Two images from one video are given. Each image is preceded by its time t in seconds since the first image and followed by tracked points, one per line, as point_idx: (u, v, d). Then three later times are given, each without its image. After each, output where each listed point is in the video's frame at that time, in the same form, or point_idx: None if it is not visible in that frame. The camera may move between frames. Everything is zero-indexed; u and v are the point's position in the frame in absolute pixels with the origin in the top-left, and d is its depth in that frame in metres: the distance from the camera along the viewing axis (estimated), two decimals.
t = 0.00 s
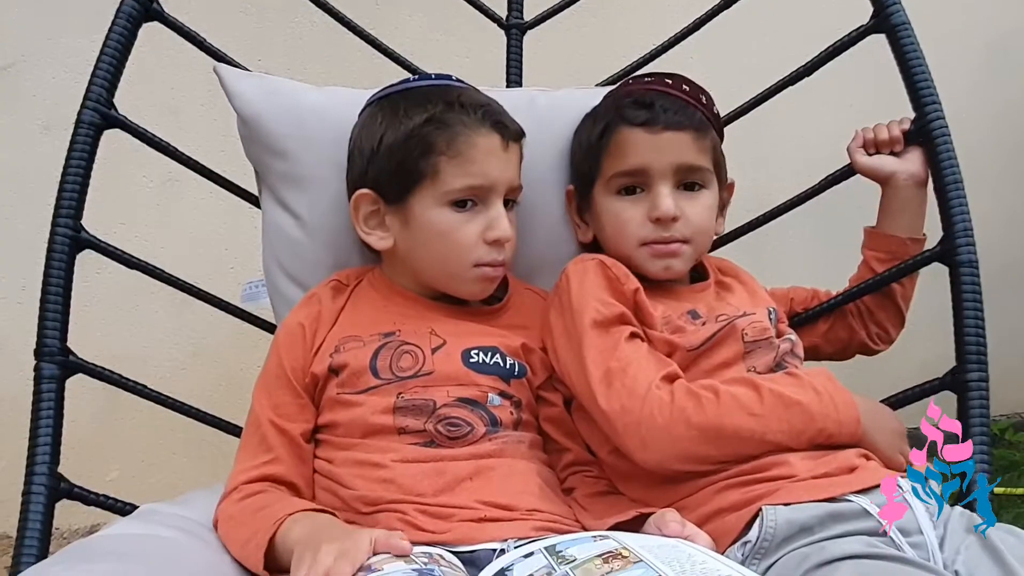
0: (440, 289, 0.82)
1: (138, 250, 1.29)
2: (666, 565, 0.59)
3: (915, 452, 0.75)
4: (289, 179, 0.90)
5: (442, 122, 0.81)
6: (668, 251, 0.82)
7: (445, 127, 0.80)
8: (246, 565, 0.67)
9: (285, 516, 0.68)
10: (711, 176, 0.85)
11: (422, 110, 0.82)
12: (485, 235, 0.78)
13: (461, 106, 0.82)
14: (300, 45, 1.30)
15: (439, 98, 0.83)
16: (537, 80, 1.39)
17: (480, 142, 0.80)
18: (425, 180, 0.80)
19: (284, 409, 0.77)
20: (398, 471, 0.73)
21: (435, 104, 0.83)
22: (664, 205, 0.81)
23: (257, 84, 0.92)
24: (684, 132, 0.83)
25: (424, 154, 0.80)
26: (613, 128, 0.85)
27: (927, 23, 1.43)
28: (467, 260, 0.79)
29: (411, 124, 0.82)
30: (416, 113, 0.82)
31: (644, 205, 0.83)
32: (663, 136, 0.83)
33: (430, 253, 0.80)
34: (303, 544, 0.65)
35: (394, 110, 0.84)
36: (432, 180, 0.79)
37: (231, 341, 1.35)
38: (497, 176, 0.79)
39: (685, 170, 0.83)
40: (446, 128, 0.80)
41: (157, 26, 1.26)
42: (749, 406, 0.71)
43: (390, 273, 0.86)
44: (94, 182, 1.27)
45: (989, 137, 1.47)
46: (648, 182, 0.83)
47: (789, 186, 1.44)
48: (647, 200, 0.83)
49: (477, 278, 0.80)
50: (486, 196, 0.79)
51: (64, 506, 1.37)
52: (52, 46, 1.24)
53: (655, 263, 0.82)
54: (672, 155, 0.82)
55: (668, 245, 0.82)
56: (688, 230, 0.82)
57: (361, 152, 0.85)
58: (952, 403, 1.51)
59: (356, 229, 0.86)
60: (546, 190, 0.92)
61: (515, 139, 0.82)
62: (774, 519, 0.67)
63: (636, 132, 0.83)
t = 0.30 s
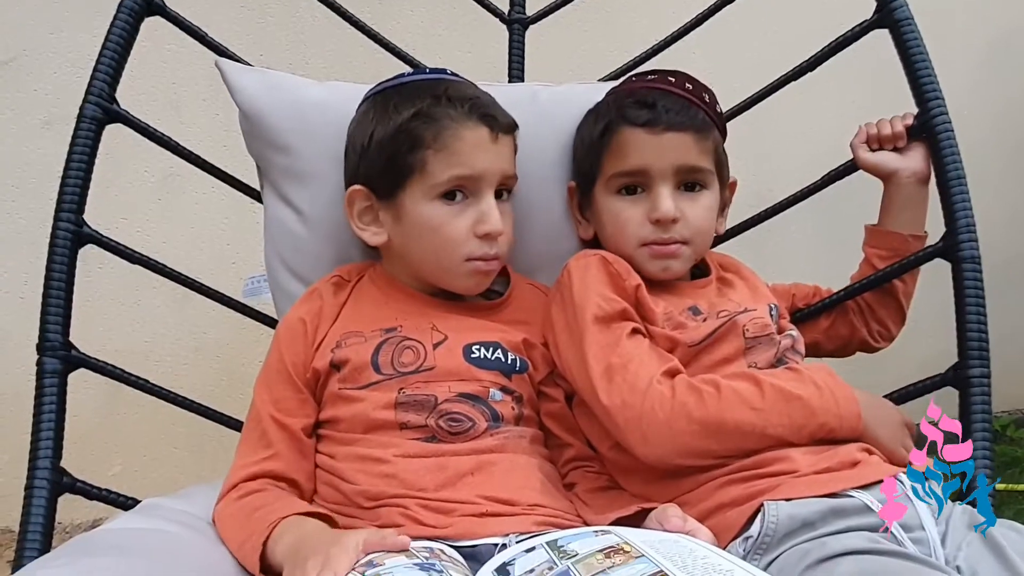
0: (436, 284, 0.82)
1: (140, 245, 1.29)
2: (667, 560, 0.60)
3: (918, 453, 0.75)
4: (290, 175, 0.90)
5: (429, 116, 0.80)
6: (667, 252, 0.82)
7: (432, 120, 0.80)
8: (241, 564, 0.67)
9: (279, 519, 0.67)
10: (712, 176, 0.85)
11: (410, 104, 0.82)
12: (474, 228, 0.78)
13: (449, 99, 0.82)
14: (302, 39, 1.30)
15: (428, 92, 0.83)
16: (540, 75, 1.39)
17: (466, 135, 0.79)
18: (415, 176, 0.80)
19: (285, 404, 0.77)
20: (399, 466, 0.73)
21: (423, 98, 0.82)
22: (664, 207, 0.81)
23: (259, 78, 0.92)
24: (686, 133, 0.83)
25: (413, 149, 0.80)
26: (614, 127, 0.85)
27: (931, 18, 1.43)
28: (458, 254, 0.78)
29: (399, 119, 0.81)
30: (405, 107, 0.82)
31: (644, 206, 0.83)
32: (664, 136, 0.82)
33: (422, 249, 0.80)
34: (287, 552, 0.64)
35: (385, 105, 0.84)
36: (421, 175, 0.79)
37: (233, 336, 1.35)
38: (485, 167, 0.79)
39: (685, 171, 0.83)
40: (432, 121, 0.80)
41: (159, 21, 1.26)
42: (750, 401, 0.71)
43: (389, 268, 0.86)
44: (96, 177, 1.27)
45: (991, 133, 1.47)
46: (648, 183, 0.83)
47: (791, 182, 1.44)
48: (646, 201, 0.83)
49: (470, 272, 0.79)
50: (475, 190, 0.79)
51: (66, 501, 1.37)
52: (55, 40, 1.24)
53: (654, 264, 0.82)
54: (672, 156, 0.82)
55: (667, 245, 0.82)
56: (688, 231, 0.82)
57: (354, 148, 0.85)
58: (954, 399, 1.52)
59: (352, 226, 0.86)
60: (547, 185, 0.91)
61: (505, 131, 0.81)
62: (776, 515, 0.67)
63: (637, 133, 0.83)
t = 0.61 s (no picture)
0: (429, 282, 0.82)
1: (141, 241, 1.29)
2: (668, 557, 0.60)
3: (919, 454, 0.74)
4: (291, 172, 0.90)
5: (411, 114, 0.80)
6: (667, 251, 0.82)
7: (413, 119, 0.80)
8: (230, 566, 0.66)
9: (265, 534, 0.66)
10: (712, 175, 0.84)
11: (394, 103, 0.82)
12: (460, 226, 0.78)
13: (431, 95, 0.81)
14: (303, 36, 1.30)
15: (412, 89, 0.83)
16: (541, 72, 1.39)
17: (447, 132, 0.79)
18: (400, 175, 0.80)
19: (285, 401, 0.77)
20: (399, 463, 0.73)
21: (406, 96, 0.82)
22: (664, 206, 0.81)
23: (260, 75, 0.92)
24: (687, 132, 0.83)
25: (397, 148, 0.80)
26: (614, 126, 0.84)
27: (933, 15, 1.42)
28: (446, 252, 0.78)
29: (384, 118, 0.81)
30: (389, 106, 0.82)
31: (644, 205, 0.83)
32: (664, 136, 0.82)
33: (411, 248, 0.80)
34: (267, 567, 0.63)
35: (371, 103, 0.84)
36: (406, 174, 0.79)
37: (234, 333, 1.35)
38: (467, 163, 0.78)
39: (685, 170, 0.83)
40: (413, 120, 0.79)
41: (160, 17, 1.26)
42: (750, 398, 0.71)
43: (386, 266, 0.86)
44: (97, 173, 1.27)
45: (993, 130, 1.47)
46: (648, 182, 0.83)
47: (792, 178, 1.44)
48: (646, 200, 0.83)
49: (459, 270, 0.79)
50: (459, 187, 0.79)
51: (68, 497, 1.37)
52: (55, 37, 1.24)
53: (654, 263, 0.82)
54: (672, 156, 0.82)
55: (667, 245, 0.82)
56: (687, 230, 0.82)
57: (345, 148, 0.85)
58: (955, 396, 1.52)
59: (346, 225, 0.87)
60: (548, 182, 0.91)
61: (490, 126, 0.80)
62: (777, 511, 0.67)
63: (637, 132, 0.83)
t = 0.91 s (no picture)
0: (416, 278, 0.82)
1: (140, 236, 1.29)
2: (665, 550, 0.59)
3: (917, 452, 0.74)
4: (290, 166, 0.90)
5: (402, 108, 0.80)
6: (666, 247, 0.82)
7: (403, 113, 0.79)
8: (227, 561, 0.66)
9: (262, 529, 0.66)
10: (712, 171, 0.84)
11: (389, 96, 0.82)
12: (441, 225, 0.77)
13: (424, 90, 0.81)
14: (303, 30, 1.30)
15: (408, 82, 0.82)
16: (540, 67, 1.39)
17: (434, 129, 0.78)
18: (388, 170, 0.80)
19: (282, 393, 0.77)
20: (397, 455, 0.73)
21: (400, 90, 0.82)
22: (662, 202, 0.81)
23: (258, 69, 0.91)
24: (685, 127, 0.83)
25: (386, 142, 0.80)
26: (613, 121, 0.84)
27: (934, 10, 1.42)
28: (426, 251, 0.78)
29: (377, 110, 0.81)
30: (384, 99, 0.82)
31: (643, 200, 0.83)
32: (663, 130, 0.82)
33: (395, 243, 0.80)
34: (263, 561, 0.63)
35: (371, 95, 0.84)
36: (393, 169, 0.79)
37: (234, 328, 1.35)
38: (452, 161, 0.78)
39: (683, 166, 0.83)
40: (402, 115, 0.79)
41: (159, 12, 1.26)
42: (749, 392, 0.71)
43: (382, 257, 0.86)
44: (96, 168, 1.27)
45: (993, 125, 1.46)
46: (646, 178, 0.83)
47: (792, 174, 1.44)
48: (645, 196, 0.83)
49: (440, 269, 0.79)
50: (443, 185, 0.78)
51: (67, 491, 1.38)
52: (53, 31, 1.23)
53: (653, 259, 0.82)
54: (671, 151, 0.82)
55: (665, 241, 0.82)
56: (686, 226, 0.82)
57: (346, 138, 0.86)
58: (954, 391, 1.52)
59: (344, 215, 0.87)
60: (547, 175, 0.91)
61: (480, 125, 0.79)
62: (775, 505, 0.67)
63: (636, 127, 0.83)
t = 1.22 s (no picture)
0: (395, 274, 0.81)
1: (139, 233, 1.29)
2: (664, 547, 0.59)
3: (917, 452, 0.73)
4: (288, 163, 0.89)
5: (387, 100, 0.81)
6: (666, 245, 0.82)
7: (387, 106, 0.81)
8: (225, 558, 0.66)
9: (260, 527, 0.65)
10: (711, 167, 0.84)
11: (381, 88, 0.83)
12: (411, 219, 0.77)
13: (411, 84, 0.81)
14: (301, 26, 1.29)
15: (400, 76, 0.83)
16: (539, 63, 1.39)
17: (412, 122, 0.79)
18: (371, 161, 0.81)
19: (281, 390, 0.77)
20: (396, 452, 0.73)
21: (390, 83, 0.83)
22: (661, 199, 0.81)
23: (257, 65, 0.91)
24: (684, 124, 0.83)
25: (372, 132, 0.81)
26: (612, 118, 0.84)
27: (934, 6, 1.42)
28: (396, 244, 0.78)
29: (369, 102, 0.83)
30: (378, 91, 0.83)
31: (642, 197, 0.82)
32: (662, 128, 0.82)
33: (372, 235, 0.80)
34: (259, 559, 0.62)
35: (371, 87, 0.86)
36: (374, 160, 0.80)
37: (233, 325, 1.35)
38: (426, 156, 0.77)
39: (681, 163, 0.82)
40: (385, 107, 0.80)
41: (157, 9, 1.26)
42: (748, 389, 0.71)
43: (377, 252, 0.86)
44: (94, 165, 1.26)
45: (993, 122, 1.46)
46: (646, 175, 0.83)
47: (792, 170, 1.44)
48: (643, 193, 0.82)
49: (409, 264, 0.78)
50: (419, 179, 0.78)
51: (66, 489, 1.37)
52: (52, 28, 1.23)
53: (653, 257, 0.82)
54: (670, 148, 0.82)
55: (665, 238, 0.82)
56: (685, 223, 0.82)
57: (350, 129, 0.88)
58: (953, 388, 1.51)
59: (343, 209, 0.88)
60: (545, 172, 0.91)
61: (459, 123, 0.79)
62: (774, 503, 0.67)
63: (636, 124, 0.82)
